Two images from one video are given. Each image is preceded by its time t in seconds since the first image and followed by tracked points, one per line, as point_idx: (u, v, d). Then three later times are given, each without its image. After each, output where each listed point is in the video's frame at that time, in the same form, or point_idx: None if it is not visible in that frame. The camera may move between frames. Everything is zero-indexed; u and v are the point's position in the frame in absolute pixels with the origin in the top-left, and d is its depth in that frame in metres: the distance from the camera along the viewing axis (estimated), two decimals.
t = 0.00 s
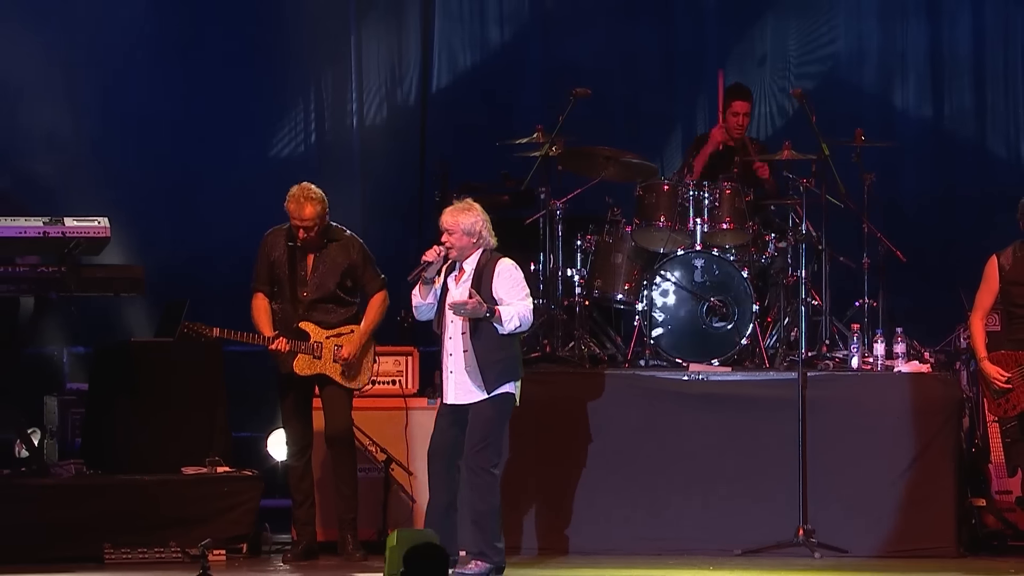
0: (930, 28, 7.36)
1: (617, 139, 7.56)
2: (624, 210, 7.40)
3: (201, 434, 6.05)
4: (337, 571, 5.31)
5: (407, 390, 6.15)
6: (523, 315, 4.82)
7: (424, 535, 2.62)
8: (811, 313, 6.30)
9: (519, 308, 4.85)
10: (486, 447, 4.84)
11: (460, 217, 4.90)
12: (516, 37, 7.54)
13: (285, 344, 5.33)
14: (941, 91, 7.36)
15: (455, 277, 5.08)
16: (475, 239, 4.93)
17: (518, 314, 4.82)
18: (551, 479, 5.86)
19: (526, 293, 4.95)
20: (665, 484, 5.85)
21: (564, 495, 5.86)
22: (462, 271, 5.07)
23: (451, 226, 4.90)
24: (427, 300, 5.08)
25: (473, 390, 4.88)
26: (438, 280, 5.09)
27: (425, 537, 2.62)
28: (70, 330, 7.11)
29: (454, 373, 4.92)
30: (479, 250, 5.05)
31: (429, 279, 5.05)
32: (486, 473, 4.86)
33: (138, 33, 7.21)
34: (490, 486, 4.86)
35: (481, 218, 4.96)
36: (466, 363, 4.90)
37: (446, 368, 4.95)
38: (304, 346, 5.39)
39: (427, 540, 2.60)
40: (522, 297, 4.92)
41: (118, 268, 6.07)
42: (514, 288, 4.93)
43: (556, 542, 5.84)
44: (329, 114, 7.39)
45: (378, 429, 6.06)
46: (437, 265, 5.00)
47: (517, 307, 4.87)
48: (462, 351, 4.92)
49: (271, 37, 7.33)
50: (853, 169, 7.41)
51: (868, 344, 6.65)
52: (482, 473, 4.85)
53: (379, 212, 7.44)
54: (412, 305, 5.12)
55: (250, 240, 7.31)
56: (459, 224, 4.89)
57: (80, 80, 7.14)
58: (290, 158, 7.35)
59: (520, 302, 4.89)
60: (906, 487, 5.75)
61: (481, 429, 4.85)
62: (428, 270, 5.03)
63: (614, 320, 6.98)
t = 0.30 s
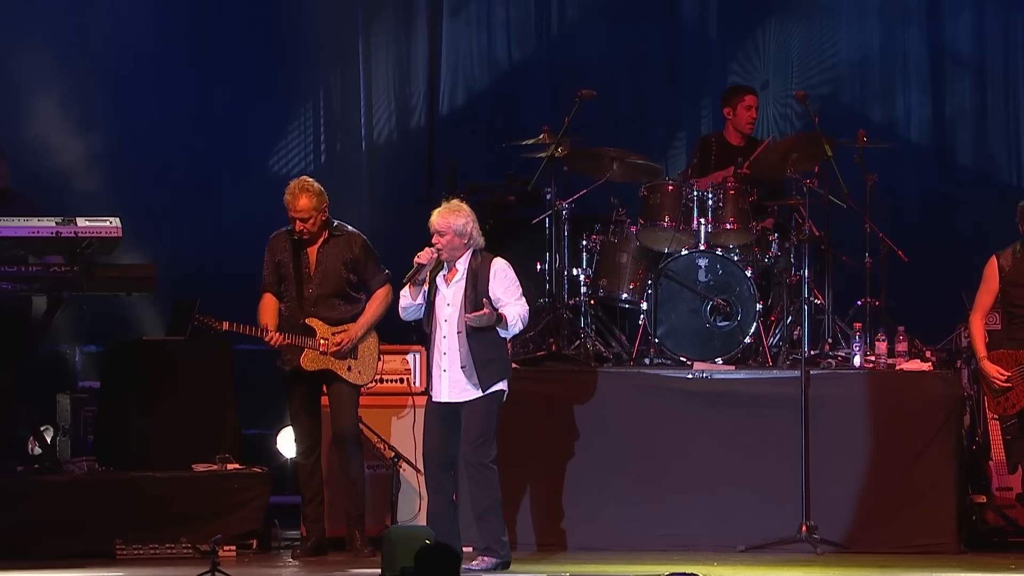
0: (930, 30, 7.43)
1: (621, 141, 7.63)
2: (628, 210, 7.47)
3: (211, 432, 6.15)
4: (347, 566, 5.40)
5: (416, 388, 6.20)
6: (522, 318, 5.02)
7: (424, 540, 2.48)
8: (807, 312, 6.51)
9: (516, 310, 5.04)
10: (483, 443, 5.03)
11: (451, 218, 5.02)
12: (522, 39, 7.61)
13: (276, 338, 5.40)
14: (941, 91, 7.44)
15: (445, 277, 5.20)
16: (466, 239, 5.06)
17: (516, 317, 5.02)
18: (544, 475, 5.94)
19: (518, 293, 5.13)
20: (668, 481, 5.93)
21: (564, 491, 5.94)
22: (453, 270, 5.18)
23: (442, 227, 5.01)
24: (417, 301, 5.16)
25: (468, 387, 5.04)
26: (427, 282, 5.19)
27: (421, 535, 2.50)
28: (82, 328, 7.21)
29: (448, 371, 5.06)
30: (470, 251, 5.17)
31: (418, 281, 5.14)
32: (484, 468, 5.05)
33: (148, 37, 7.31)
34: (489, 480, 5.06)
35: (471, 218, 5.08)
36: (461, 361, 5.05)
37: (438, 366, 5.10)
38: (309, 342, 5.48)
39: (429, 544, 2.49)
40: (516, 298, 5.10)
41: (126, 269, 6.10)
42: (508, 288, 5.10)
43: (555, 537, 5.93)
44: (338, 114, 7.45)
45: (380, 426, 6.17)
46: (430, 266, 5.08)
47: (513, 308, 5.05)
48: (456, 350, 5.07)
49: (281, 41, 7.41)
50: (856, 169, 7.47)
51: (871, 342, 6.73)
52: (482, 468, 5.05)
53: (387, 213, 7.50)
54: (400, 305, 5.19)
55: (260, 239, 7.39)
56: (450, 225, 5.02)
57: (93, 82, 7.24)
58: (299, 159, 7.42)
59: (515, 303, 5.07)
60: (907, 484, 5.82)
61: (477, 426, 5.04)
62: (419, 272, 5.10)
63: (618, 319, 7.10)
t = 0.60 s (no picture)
0: (929, 34, 7.52)
1: (625, 142, 7.70)
2: (631, 210, 7.57)
3: (219, 429, 6.24)
4: (354, 562, 5.49)
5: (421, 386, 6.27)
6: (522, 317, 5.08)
7: (427, 542, 2.61)
8: (810, 315, 6.68)
9: (513, 311, 5.11)
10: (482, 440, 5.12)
11: (444, 226, 5.10)
12: (526, 42, 7.68)
13: (249, 330, 5.43)
14: (940, 94, 7.52)
15: (439, 282, 5.28)
16: (460, 245, 5.14)
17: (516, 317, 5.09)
18: (545, 472, 6.04)
19: (513, 296, 5.23)
20: (670, 479, 6.02)
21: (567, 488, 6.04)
22: (449, 275, 5.26)
23: (435, 235, 5.10)
24: (411, 307, 5.33)
25: (466, 391, 5.12)
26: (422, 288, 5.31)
27: (426, 539, 2.62)
28: (91, 328, 7.30)
29: (447, 374, 5.14)
30: (465, 257, 5.25)
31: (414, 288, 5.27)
32: (481, 466, 5.14)
33: (156, 38, 7.41)
34: (486, 478, 5.15)
35: (462, 223, 5.15)
36: (461, 364, 5.13)
37: (436, 370, 5.16)
38: (316, 341, 5.55)
39: (435, 547, 2.60)
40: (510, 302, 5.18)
41: (134, 269, 6.23)
42: (504, 293, 5.19)
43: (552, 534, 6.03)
44: (344, 116, 7.54)
45: (388, 424, 6.26)
46: (426, 273, 5.18)
47: (510, 310, 5.12)
48: (455, 353, 5.15)
49: (288, 44, 7.49)
50: (856, 170, 7.55)
51: (869, 341, 6.82)
52: (481, 466, 5.14)
53: (394, 213, 7.59)
54: (396, 311, 5.35)
55: (267, 240, 7.48)
56: (444, 233, 5.09)
57: (103, 88, 7.37)
58: (306, 160, 7.51)
59: (512, 306, 5.16)
60: (906, 482, 5.90)
61: (472, 426, 5.13)
62: (413, 282, 5.21)
63: (620, 317, 7.16)
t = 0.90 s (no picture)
0: (930, 37, 7.59)
1: (629, 144, 7.79)
2: (634, 211, 7.65)
3: (228, 426, 6.32)
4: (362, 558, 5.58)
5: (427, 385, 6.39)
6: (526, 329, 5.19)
7: (434, 540, 3.02)
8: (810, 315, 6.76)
9: (517, 320, 5.21)
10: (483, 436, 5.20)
11: (447, 226, 5.17)
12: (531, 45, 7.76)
13: (257, 346, 5.61)
14: (941, 96, 7.59)
15: (442, 282, 5.35)
16: (462, 244, 5.22)
17: (520, 329, 5.19)
18: (546, 469, 6.12)
19: (515, 296, 5.31)
20: (672, 476, 6.10)
21: (569, 485, 6.12)
22: (451, 275, 5.34)
23: (439, 236, 5.17)
24: (415, 306, 5.40)
25: (470, 388, 5.21)
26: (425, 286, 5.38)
27: (434, 538, 3.03)
28: (101, 328, 7.40)
29: (451, 373, 5.22)
30: (467, 257, 5.34)
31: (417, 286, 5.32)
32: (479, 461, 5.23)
33: (165, 42, 7.48)
34: (484, 472, 5.25)
35: (465, 223, 5.23)
36: (464, 362, 5.22)
37: (440, 369, 5.25)
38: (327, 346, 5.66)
39: (442, 545, 3.02)
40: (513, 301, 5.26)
41: (145, 269, 6.35)
42: (507, 293, 5.26)
43: (548, 530, 6.12)
44: (350, 117, 7.60)
45: (400, 425, 6.38)
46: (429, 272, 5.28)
47: (513, 317, 5.22)
48: (459, 352, 5.24)
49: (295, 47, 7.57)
50: (857, 171, 7.63)
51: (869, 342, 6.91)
52: (480, 461, 5.23)
53: (401, 214, 7.68)
54: (399, 310, 5.43)
55: (275, 240, 7.57)
56: (447, 233, 5.16)
57: (113, 90, 7.46)
58: (312, 159, 7.58)
59: (514, 308, 5.24)
60: (906, 480, 5.97)
61: (472, 421, 5.21)
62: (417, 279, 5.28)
63: (624, 317, 7.25)
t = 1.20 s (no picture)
0: (931, 38, 7.66)
1: (633, 145, 7.86)
2: (638, 211, 7.73)
3: (239, 424, 6.37)
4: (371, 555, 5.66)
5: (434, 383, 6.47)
6: (535, 337, 5.32)
7: (449, 537, 3.12)
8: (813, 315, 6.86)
9: (526, 325, 5.31)
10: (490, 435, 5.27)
11: (457, 224, 5.25)
12: (537, 49, 7.83)
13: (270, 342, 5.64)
14: (942, 98, 7.66)
15: (451, 279, 5.42)
16: (471, 243, 5.29)
17: (528, 336, 5.32)
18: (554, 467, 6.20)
19: (522, 295, 5.38)
20: (675, 473, 6.17)
21: (575, 483, 6.20)
22: (460, 273, 5.40)
23: (448, 233, 5.25)
24: (423, 303, 5.42)
25: (475, 386, 5.28)
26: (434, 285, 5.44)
27: (449, 536, 3.12)
28: (112, 327, 7.49)
29: (457, 369, 5.29)
30: (476, 256, 5.40)
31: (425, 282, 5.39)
32: (488, 461, 5.31)
33: (173, 45, 7.57)
34: (492, 471, 5.32)
35: (475, 222, 5.30)
36: (470, 360, 5.29)
37: (446, 365, 5.32)
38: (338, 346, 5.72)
39: (456, 543, 3.11)
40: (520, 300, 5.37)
41: (157, 271, 6.41)
42: (514, 292, 5.34)
43: (554, 529, 6.20)
44: (357, 117, 7.66)
45: (410, 424, 6.46)
46: (438, 269, 5.36)
47: (522, 321, 5.32)
48: (465, 349, 5.31)
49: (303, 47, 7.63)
50: (860, 173, 7.70)
51: (872, 341, 6.99)
52: (487, 461, 5.30)
53: (408, 215, 7.75)
54: (407, 308, 5.45)
55: (284, 241, 7.65)
56: (456, 231, 5.24)
57: (123, 92, 7.54)
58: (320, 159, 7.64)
59: (522, 310, 5.32)
60: (908, 477, 6.03)
61: (478, 419, 5.28)
62: (425, 275, 5.38)
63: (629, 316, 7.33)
